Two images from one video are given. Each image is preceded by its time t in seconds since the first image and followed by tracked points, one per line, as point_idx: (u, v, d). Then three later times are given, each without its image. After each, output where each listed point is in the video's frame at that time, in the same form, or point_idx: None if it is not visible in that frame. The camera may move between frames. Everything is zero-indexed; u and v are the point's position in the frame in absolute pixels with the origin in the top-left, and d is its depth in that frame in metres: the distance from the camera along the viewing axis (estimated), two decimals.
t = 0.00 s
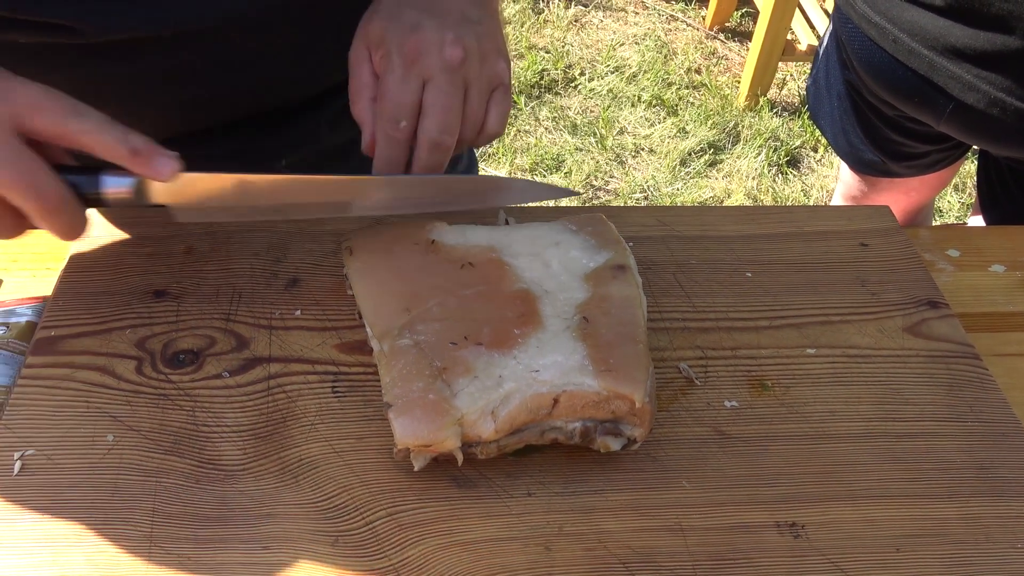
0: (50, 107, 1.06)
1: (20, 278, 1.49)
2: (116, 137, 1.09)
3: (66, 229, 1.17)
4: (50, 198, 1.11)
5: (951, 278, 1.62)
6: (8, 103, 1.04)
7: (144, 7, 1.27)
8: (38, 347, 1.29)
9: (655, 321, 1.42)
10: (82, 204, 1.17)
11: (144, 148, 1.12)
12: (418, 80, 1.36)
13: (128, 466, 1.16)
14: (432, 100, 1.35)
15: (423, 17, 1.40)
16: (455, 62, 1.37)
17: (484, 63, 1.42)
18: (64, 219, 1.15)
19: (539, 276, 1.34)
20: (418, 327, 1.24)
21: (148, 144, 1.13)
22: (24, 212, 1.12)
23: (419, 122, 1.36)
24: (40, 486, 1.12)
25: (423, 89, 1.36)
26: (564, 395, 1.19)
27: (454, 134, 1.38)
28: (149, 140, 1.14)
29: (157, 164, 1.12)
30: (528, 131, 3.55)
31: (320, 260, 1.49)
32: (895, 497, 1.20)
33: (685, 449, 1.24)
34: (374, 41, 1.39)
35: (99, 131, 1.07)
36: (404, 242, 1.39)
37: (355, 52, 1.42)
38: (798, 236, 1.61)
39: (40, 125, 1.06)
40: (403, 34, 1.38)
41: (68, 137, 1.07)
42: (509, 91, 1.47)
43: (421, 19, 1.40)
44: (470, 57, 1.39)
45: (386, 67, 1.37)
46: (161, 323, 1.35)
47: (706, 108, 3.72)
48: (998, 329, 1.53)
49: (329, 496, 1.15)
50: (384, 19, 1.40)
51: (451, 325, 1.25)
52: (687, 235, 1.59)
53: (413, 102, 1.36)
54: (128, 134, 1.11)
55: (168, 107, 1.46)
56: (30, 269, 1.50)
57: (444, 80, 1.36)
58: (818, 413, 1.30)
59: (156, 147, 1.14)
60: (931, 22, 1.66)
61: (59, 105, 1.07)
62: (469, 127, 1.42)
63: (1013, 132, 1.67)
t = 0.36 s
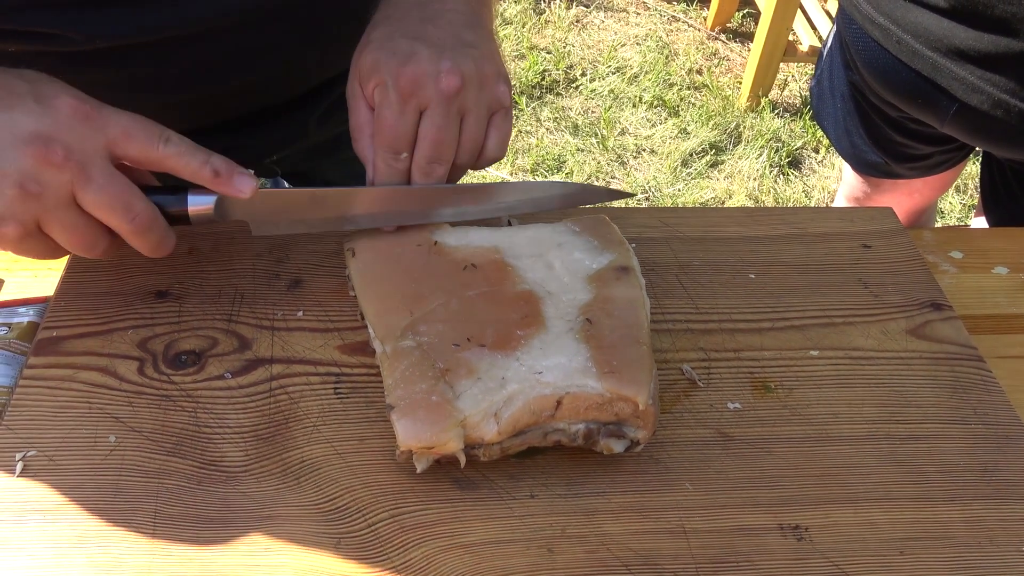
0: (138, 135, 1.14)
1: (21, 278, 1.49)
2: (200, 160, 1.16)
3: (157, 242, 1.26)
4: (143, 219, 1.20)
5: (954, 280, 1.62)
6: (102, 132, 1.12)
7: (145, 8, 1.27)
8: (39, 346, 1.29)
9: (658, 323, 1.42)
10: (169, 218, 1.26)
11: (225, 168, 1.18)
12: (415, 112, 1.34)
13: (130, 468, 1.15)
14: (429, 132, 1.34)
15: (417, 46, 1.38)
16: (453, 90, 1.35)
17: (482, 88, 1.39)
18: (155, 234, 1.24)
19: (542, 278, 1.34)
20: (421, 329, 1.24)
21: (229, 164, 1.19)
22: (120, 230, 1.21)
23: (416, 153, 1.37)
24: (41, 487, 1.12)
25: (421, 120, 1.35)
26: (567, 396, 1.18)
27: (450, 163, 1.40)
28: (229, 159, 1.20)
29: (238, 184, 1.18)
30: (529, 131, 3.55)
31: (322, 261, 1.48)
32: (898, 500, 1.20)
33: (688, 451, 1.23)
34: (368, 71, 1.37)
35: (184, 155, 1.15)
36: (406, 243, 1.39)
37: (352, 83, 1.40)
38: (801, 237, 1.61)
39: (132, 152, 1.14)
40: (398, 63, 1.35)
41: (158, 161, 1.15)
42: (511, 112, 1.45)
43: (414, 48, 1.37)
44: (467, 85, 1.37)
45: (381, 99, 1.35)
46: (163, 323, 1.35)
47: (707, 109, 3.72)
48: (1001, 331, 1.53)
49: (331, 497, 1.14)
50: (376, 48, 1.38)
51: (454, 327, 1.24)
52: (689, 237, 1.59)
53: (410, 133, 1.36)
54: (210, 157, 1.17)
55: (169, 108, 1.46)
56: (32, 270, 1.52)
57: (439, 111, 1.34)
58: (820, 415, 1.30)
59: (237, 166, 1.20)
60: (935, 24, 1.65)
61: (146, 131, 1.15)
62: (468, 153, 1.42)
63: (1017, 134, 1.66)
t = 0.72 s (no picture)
0: (125, 151, 1.14)
1: (20, 281, 1.50)
2: (186, 175, 1.18)
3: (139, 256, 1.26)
4: (128, 235, 1.20)
5: (953, 279, 1.61)
6: (89, 151, 1.12)
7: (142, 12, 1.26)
8: (38, 349, 1.29)
9: (658, 324, 1.42)
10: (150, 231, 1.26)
11: (209, 183, 1.20)
12: (415, 116, 1.32)
13: (129, 471, 1.15)
14: (430, 136, 1.32)
15: (415, 50, 1.35)
16: (453, 93, 1.32)
17: (480, 89, 1.37)
18: (138, 250, 1.24)
19: (541, 278, 1.34)
20: (420, 331, 1.24)
21: (215, 179, 1.21)
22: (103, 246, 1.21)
23: (417, 157, 1.35)
24: (40, 489, 1.12)
25: (421, 124, 1.33)
26: (567, 398, 1.18)
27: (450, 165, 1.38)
28: (212, 173, 1.22)
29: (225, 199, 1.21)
30: (528, 132, 3.55)
31: (321, 263, 1.48)
32: (898, 501, 1.19)
33: (688, 452, 1.23)
34: (367, 76, 1.34)
35: (171, 171, 1.16)
36: (405, 244, 1.39)
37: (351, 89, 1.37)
38: (800, 238, 1.61)
39: (119, 169, 1.14)
40: (397, 67, 1.32)
41: (144, 178, 1.16)
42: (507, 111, 1.44)
43: (412, 52, 1.35)
44: (465, 87, 1.34)
45: (382, 105, 1.32)
46: (162, 326, 1.34)
47: (706, 109, 3.72)
48: (1000, 332, 1.53)
49: (330, 500, 1.14)
50: (375, 53, 1.35)
51: (453, 328, 1.24)
52: (688, 237, 1.59)
53: (411, 137, 1.33)
54: (196, 172, 1.19)
55: (168, 111, 1.46)
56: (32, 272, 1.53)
57: (440, 114, 1.32)
58: (820, 416, 1.30)
59: (221, 180, 1.22)
60: (934, 24, 1.65)
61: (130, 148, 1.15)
62: (468, 155, 1.40)
63: (1017, 133, 1.65)
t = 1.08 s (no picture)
0: None
1: (25, 281, 1.48)
2: None
3: None
4: None
5: (956, 281, 1.62)
6: None
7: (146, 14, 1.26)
8: (42, 349, 1.29)
9: (662, 325, 1.42)
10: None
11: None
12: (419, 117, 1.28)
13: (134, 471, 1.15)
14: (433, 134, 1.29)
15: (420, 50, 1.29)
16: (458, 95, 1.28)
17: (486, 90, 1.32)
18: None
19: (545, 280, 1.34)
20: (425, 332, 1.24)
21: None
22: None
23: (419, 156, 1.31)
24: (44, 490, 1.12)
25: (425, 124, 1.29)
26: (571, 399, 1.18)
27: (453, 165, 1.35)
28: None
29: None
30: (529, 133, 3.55)
31: (325, 263, 1.48)
32: (902, 502, 1.20)
33: (692, 453, 1.24)
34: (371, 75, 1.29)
35: None
36: (409, 246, 1.39)
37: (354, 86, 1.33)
38: (803, 239, 1.61)
39: None
40: (402, 66, 1.27)
41: None
42: (512, 111, 1.39)
43: (417, 51, 1.28)
44: (470, 88, 1.29)
45: (386, 104, 1.28)
46: (166, 327, 1.34)
47: (707, 111, 3.72)
48: (1002, 333, 1.53)
49: (335, 500, 1.14)
50: (380, 51, 1.30)
51: (458, 330, 1.24)
52: (691, 239, 1.59)
53: (413, 137, 1.30)
54: None
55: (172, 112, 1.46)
56: (36, 272, 1.50)
57: (443, 114, 1.28)
58: (824, 417, 1.30)
59: None
60: (936, 27, 1.66)
61: None
62: (470, 154, 1.37)
63: (1017, 136, 1.66)
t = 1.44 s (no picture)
0: None
1: (33, 279, 1.49)
2: None
3: None
4: None
5: (963, 285, 1.62)
6: None
7: (158, 14, 1.26)
8: (52, 347, 1.29)
9: (670, 327, 1.42)
10: None
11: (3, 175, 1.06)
12: (398, 95, 1.23)
13: (144, 469, 1.16)
14: (414, 115, 1.24)
15: (405, 30, 1.26)
16: (440, 75, 1.23)
17: (473, 74, 1.27)
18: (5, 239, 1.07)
19: (555, 281, 1.34)
20: (434, 332, 1.25)
21: None
22: None
23: (400, 137, 1.26)
24: (54, 488, 1.12)
25: (405, 104, 1.24)
26: (581, 400, 1.18)
27: (433, 151, 1.29)
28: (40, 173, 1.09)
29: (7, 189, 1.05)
30: (533, 134, 3.55)
31: (333, 263, 1.49)
32: (911, 505, 1.20)
33: (701, 455, 1.24)
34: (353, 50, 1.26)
35: None
36: (418, 246, 1.39)
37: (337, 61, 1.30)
38: (811, 242, 1.61)
39: None
40: (384, 43, 1.23)
41: None
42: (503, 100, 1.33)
43: (401, 30, 1.25)
44: (455, 70, 1.24)
45: (365, 81, 1.23)
46: (175, 326, 1.35)
47: (711, 113, 3.72)
48: (1009, 337, 1.53)
49: (345, 500, 1.15)
50: (364, 28, 1.27)
51: (467, 330, 1.25)
52: (699, 241, 1.60)
53: (394, 116, 1.25)
54: None
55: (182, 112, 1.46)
56: (44, 269, 1.51)
57: (426, 94, 1.23)
58: (832, 420, 1.30)
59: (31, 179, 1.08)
60: (943, 32, 1.65)
61: None
62: (456, 143, 1.30)
63: None
